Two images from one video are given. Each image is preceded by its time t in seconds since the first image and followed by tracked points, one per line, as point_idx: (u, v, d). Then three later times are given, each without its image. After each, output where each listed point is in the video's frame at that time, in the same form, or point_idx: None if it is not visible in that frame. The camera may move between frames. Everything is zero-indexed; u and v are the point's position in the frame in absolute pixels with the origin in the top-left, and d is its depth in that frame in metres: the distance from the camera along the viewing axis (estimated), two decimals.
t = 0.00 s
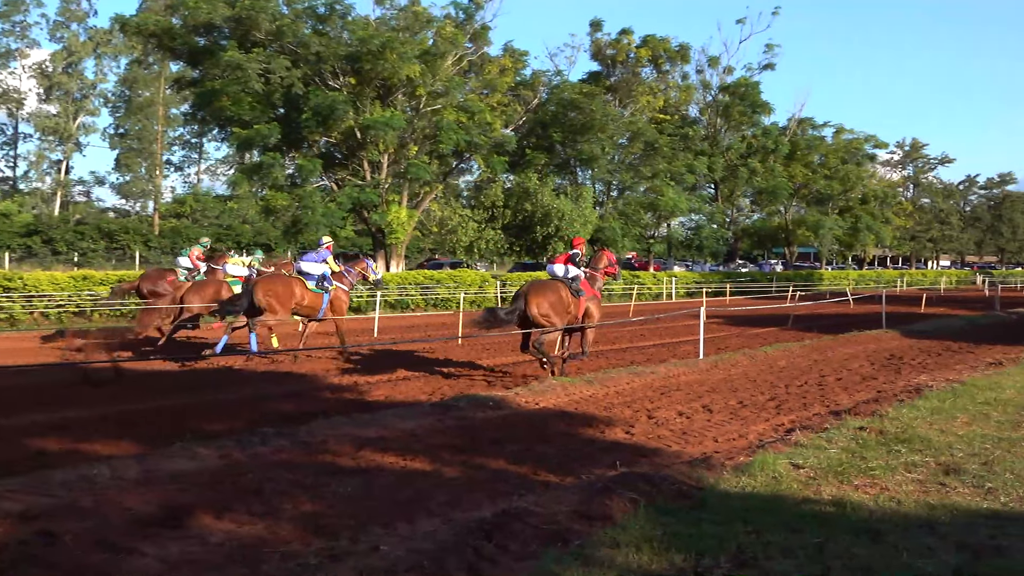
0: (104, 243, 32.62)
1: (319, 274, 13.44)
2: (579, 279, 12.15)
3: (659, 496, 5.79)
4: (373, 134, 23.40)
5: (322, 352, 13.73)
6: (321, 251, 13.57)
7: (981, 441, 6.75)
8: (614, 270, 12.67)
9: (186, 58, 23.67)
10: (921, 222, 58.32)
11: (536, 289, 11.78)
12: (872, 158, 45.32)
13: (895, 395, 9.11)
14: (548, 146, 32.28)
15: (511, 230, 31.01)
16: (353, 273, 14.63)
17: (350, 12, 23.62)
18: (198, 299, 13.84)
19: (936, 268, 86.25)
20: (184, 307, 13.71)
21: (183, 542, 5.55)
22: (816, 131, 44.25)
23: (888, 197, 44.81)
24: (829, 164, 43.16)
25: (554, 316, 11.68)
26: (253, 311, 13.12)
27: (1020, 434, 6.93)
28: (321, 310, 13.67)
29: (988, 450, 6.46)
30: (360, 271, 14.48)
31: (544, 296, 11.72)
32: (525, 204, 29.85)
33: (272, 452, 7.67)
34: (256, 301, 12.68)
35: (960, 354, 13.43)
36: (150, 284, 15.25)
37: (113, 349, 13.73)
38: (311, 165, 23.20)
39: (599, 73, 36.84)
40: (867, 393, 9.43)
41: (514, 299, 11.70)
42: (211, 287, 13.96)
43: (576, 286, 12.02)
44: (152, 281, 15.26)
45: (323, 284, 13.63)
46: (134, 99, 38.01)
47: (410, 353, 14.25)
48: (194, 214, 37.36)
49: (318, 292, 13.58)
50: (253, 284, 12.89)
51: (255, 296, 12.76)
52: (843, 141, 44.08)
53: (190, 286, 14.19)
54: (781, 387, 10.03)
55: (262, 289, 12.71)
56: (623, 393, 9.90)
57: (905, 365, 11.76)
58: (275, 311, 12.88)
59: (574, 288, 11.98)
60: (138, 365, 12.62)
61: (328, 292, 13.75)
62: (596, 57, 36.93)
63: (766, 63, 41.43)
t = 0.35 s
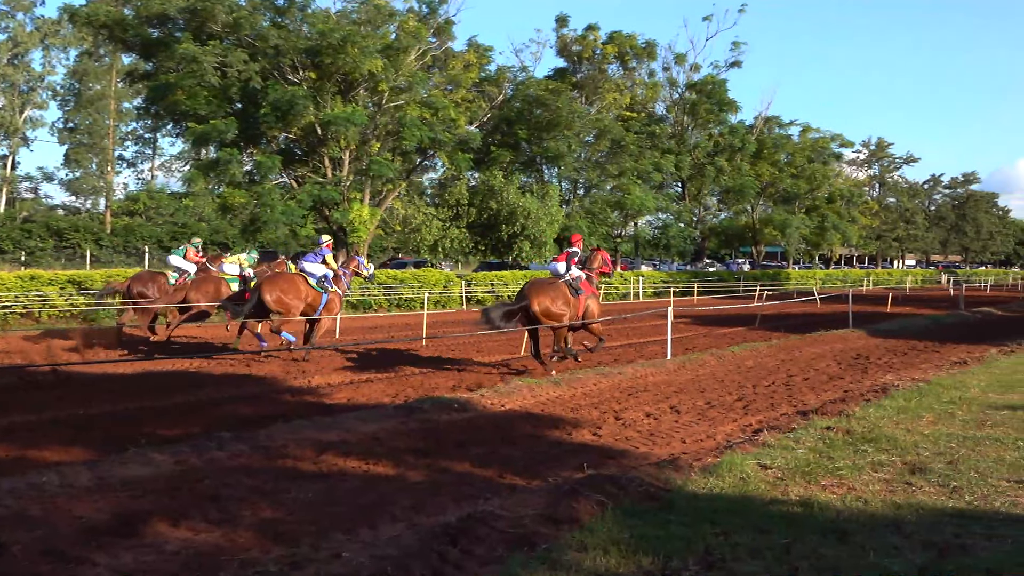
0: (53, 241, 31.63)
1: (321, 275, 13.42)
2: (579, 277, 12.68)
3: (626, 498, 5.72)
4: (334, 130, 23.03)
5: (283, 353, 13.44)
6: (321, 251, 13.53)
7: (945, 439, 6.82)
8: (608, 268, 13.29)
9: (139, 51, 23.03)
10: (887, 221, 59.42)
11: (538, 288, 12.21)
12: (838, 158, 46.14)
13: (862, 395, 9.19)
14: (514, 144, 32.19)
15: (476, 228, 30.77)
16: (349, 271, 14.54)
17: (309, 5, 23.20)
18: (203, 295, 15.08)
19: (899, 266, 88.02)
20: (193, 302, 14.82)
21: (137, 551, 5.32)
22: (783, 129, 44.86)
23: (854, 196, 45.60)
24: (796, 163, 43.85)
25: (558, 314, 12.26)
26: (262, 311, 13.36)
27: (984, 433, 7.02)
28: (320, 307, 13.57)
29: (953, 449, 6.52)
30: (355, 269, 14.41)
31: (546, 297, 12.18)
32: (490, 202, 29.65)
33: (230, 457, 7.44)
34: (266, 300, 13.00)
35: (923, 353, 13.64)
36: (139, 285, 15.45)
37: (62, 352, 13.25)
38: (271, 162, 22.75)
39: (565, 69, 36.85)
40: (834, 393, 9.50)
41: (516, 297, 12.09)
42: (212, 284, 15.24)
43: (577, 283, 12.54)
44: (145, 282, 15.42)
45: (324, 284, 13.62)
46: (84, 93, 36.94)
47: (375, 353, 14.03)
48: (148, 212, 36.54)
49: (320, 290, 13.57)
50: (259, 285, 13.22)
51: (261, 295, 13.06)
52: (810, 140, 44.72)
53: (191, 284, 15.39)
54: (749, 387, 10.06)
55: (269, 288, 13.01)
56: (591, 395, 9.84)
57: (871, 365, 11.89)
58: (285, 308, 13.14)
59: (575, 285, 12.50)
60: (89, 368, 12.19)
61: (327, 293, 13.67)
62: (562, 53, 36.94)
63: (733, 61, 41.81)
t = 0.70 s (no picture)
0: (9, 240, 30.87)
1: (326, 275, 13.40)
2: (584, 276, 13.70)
3: (601, 501, 5.65)
4: (301, 126, 22.71)
5: (249, 355, 13.15)
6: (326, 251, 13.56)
7: (920, 439, 6.85)
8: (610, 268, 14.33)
9: (99, 43, 22.49)
10: (862, 221, 60.10)
11: (543, 289, 12.91)
12: (813, 156, 46.68)
13: (837, 395, 9.23)
14: (486, 141, 32.19)
15: (447, 227, 30.54)
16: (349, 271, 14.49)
17: None
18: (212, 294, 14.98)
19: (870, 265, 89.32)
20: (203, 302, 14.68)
21: (96, 561, 5.11)
22: (757, 127, 45.32)
23: (829, 194, 46.14)
24: (770, 161, 44.31)
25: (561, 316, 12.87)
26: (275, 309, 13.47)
27: (957, 432, 7.08)
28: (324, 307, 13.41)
29: (927, 448, 6.55)
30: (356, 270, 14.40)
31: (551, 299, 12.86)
32: (462, 200, 29.44)
33: (194, 463, 7.23)
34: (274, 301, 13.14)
35: (899, 353, 13.80)
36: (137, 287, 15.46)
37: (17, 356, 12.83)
38: (236, 159, 22.37)
39: (538, 66, 36.84)
40: (809, 393, 9.53)
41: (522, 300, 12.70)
42: (218, 282, 15.16)
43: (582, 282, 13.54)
44: (143, 287, 15.39)
45: (328, 284, 13.56)
46: (41, 87, 36.08)
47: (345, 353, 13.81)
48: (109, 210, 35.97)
49: (324, 291, 13.55)
50: (266, 287, 13.35)
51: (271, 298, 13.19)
52: (784, 138, 45.15)
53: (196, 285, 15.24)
54: (724, 388, 10.07)
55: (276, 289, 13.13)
56: (564, 396, 9.78)
57: (846, 365, 11.98)
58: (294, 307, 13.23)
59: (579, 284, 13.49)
60: (46, 371, 11.82)
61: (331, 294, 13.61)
62: (535, 49, 36.92)
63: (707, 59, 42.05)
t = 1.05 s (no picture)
0: None
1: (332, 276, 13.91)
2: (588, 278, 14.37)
3: (577, 504, 5.56)
4: (269, 122, 22.35)
5: (213, 358, 12.83)
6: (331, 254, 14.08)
7: (898, 439, 6.86)
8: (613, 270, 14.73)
9: (58, 35, 21.92)
10: (839, 220, 60.64)
11: (549, 291, 13.60)
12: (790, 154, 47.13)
13: (815, 396, 9.25)
14: (460, 138, 32.14)
15: (420, 226, 29.92)
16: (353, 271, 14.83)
17: None
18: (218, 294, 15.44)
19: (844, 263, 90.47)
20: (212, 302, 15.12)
21: (54, 572, 4.89)
22: (733, 125, 45.63)
23: (806, 193, 46.62)
24: (748, 159, 44.69)
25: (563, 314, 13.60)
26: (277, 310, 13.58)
27: (934, 432, 7.11)
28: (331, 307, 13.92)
29: (905, 449, 6.56)
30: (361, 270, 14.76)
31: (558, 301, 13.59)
32: (434, 198, 29.10)
33: (158, 469, 7.00)
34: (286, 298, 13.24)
35: (877, 353, 13.92)
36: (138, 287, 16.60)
37: None
38: (201, 155, 21.95)
39: (512, 61, 36.73)
40: (787, 394, 9.54)
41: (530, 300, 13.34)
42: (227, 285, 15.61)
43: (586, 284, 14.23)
44: (144, 286, 16.49)
45: (334, 287, 14.07)
46: None
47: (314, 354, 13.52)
48: (70, 207, 35.18)
49: (330, 293, 13.96)
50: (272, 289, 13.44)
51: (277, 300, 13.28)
52: (761, 136, 45.50)
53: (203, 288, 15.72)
54: (701, 389, 10.04)
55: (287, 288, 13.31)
56: (540, 398, 9.69)
57: (824, 365, 12.03)
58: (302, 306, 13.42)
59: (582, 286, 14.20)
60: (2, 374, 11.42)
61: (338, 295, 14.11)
62: (509, 44, 36.80)
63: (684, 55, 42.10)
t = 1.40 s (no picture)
0: None
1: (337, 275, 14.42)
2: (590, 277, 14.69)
3: (553, 510, 5.43)
4: (234, 117, 21.98)
5: (174, 361, 12.48)
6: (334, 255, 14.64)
7: (878, 441, 6.84)
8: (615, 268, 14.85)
9: (13, 26, 21.35)
10: (819, 218, 61.14)
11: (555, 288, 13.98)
12: (767, 151, 47.64)
13: (795, 397, 9.23)
14: (432, 133, 32.10)
15: (390, 224, 29.67)
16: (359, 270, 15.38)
17: None
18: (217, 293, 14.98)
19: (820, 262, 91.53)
20: (211, 303, 14.69)
21: None
22: (712, 121, 45.88)
23: (785, 191, 47.06)
24: (726, 156, 45.05)
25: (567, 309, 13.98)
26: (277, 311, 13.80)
27: (914, 433, 7.10)
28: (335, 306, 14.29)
29: (885, 450, 6.54)
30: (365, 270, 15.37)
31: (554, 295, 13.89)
32: (405, 196, 28.81)
33: (118, 477, 6.73)
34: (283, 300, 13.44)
35: (858, 353, 14.02)
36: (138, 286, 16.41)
37: None
38: (163, 151, 21.52)
39: (485, 55, 36.51)
40: (766, 395, 9.52)
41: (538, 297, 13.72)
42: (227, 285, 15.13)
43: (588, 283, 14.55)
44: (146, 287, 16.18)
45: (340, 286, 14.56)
46: None
47: (280, 357, 13.20)
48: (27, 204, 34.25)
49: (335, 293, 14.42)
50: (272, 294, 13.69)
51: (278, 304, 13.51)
52: (739, 133, 45.85)
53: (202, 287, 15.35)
54: (680, 391, 9.97)
55: (285, 289, 13.57)
56: (514, 401, 9.56)
57: (804, 366, 12.06)
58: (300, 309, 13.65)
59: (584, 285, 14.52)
60: None
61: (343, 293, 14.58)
62: (482, 37, 36.56)
63: (660, 50, 42.16)
